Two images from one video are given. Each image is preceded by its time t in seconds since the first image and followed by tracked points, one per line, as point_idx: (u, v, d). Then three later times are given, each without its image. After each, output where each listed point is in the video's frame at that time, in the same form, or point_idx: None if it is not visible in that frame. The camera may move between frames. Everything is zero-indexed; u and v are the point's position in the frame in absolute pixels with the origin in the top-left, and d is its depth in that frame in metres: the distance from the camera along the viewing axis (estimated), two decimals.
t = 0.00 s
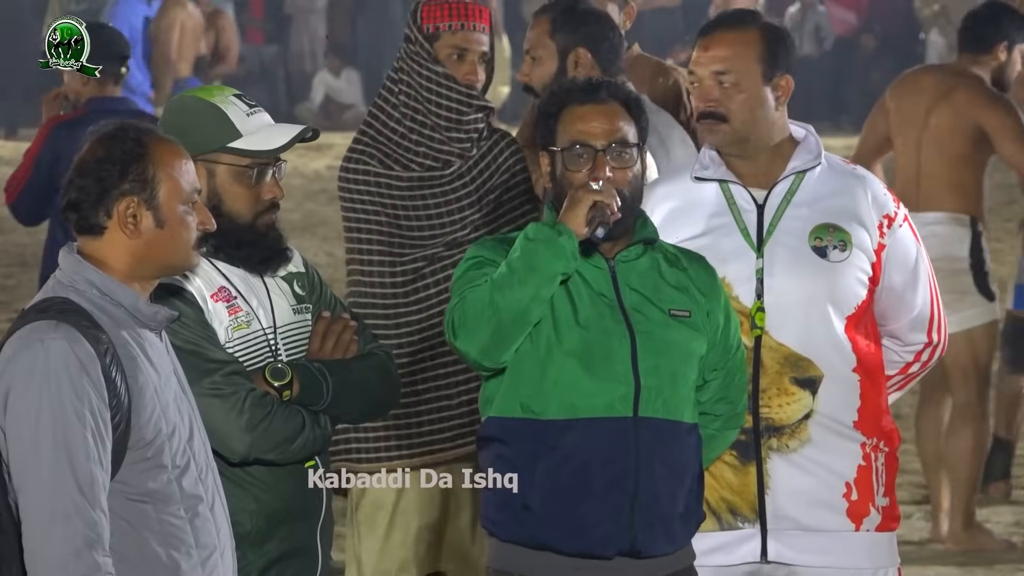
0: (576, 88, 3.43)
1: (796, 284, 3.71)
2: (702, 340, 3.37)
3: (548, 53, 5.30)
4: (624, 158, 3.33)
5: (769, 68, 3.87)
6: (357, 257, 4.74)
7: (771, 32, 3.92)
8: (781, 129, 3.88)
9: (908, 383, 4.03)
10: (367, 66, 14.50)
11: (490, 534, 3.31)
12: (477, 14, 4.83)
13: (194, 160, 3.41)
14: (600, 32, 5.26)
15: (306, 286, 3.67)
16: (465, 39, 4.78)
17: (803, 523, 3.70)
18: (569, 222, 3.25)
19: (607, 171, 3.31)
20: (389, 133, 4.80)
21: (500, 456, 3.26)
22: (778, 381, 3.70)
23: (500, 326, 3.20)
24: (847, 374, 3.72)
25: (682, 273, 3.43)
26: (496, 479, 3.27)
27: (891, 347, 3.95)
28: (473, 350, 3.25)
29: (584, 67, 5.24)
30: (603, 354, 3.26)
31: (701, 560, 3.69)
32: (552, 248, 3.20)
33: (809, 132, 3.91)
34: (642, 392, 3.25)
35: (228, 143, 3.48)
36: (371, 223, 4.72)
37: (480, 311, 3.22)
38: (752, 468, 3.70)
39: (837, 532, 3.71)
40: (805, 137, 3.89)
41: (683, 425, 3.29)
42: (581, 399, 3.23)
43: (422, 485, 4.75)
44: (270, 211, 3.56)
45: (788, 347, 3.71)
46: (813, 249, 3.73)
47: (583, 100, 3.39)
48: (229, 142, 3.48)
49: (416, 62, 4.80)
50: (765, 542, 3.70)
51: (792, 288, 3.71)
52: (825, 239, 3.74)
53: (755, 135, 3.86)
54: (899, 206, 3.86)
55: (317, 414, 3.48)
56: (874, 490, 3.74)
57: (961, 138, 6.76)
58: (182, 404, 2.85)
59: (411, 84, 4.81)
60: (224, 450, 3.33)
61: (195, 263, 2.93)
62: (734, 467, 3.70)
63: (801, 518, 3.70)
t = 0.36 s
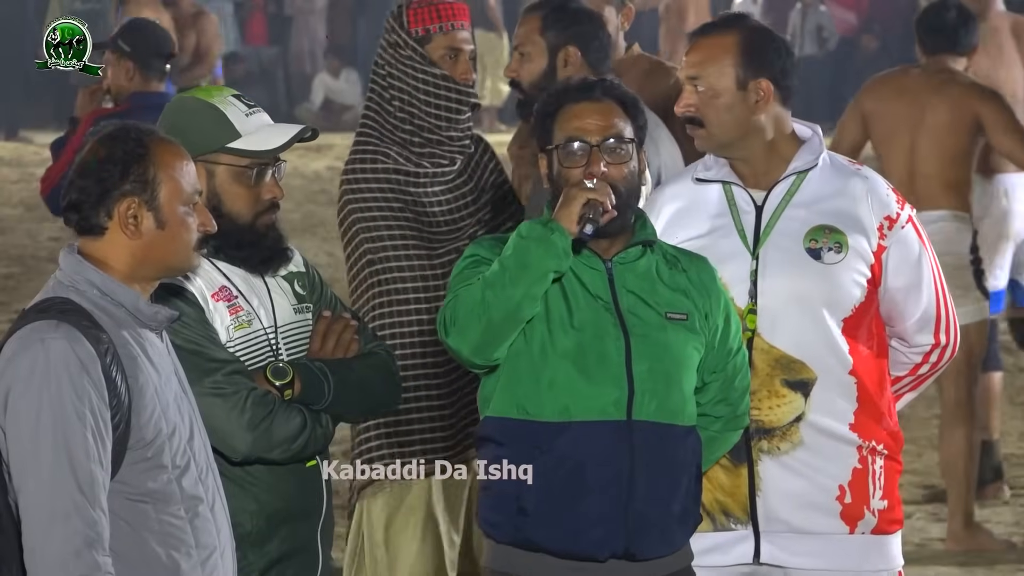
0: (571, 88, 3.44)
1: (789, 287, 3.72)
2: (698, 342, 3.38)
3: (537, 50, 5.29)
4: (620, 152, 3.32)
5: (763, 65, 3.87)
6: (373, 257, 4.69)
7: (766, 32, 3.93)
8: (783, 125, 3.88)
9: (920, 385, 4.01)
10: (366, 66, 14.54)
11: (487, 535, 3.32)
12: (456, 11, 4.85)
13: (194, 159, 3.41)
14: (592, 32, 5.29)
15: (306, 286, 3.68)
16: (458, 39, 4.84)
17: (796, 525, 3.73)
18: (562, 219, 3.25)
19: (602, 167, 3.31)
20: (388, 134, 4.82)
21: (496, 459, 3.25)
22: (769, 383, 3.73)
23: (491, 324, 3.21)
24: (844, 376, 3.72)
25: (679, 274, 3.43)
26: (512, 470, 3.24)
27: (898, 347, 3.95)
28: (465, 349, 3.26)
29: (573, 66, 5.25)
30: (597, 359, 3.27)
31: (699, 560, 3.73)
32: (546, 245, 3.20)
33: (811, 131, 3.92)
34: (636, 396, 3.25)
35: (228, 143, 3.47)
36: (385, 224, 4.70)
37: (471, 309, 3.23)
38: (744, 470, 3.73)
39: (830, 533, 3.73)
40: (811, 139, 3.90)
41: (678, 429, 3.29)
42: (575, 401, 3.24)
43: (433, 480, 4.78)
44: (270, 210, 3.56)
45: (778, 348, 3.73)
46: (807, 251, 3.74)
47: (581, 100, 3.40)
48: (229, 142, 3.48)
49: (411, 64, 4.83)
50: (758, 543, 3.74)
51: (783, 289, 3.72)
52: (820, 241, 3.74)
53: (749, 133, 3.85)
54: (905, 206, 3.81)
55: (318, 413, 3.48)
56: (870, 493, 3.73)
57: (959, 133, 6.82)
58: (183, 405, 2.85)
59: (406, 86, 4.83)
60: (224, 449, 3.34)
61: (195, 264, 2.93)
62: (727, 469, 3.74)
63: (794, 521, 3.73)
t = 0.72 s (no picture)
0: (571, 88, 3.44)
1: (774, 289, 3.75)
2: (695, 342, 3.38)
3: (536, 47, 5.27)
4: (617, 151, 3.32)
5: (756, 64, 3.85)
6: (365, 264, 4.70)
7: (764, 32, 3.94)
8: (780, 125, 3.87)
9: (924, 385, 3.97)
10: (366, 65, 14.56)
11: (484, 535, 3.33)
12: (403, 12, 4.81)
13: (194, 159, 3.41)
14: (589, 29, 5.29)
15: (306, 285, 3.69)
16: (409, 40, 4.80)
17: (780, 527, 3.78)
18: (558, 219, 3.24)
19: (599, 168, 3.31)
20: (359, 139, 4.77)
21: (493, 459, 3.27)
22: (753, 386, 3.77)
23: (486, 323, 3.22)
24: (832, 379, 3.74)
25: (676, 274, 3.43)
26: (522, 463, 3.24)
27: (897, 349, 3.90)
28: (461, 346, 3.27)
29: (573, 63, 5.25)
30: (592, 360, 3.28)
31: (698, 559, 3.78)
32: (542, 245, 3.19)
33: (808, 127, 3.91)
34: (631, 398, 3.26)
35: (227, 143, 3.48)
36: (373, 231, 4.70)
37: (468, 307, 3.24)
38: (729, 471, 3.78)
39: (816, 535, 3.77)
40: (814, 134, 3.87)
41: (672, 429, 3.28)
42: (570, 401, 3.25)
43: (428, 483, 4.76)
44: (269, 210, 3.57)
45: (761, 349, 3.77)
46: (793, 253, 3.75)
47: (580, 99, 3.40)
48: (228, 142, 3.48)
49: (371, 71, 4.77)
50: (744, 544, 3.79)
51: (767, 290, 3.75)
52: (808, 243, 3.75)
53: (741, 132, 3.85)
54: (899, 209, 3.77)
55: (317, 413, 3.49)
56: (858, 496, 3.76)
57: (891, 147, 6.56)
58: (183, 405, 2.86)
59: (370, 92, 4.78)
60: (223, 448, 3.34)
61: (196, 263, 2.93)
62: (712, 470, 3.79)
63: (778, 523, 3.78)
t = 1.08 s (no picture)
0: (571, 88, 3.43)
1: (764, 289, 3.77)
2: (695, 343, 3.38)
3: (547, 45, 5.28)
4: (617, 153, 3.32)
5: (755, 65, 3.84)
6: (354, 270, 4.73)
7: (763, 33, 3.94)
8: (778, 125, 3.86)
9: (922, 387, 3.93)
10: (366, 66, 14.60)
11: (481, 536, 3.33)
12: (365, 12, 4.80)
13: (195, 160, 3.41)
14: (599, 28, 5.31)
15: (305, 286, 3.68)
16: (375, 40, 4.80)
17: (768, 528, 3.79)
18: (559, 221, 3.23)
19: (600, 167, 3.31)
20: (337, 147, 4.76)
21: (492, 459, 3.29)
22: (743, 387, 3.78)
23: (488, 325, 3.22)
24: (824, 381, 3.75)
25: (676, 275, 3.42)
26: (534, 440, 3.25)
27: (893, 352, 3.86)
28: (461, 350, 3.27)
29: (583, 62, 5.27)
30: (591, 362, 3.28)
31: (699, 560, 3.81)
32: (543, 248, 3.20)
33: (809, 126, 3.90)
34: (631, 401, 3.26)
35: (225, 144, 3.47)
36: (359, 241, 4.73)
37: (469, 310, 3.24)
38: (718, 471, 3.79)
39: (805, 537, 3.78)
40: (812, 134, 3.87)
41: (672, 430, 3.28)
42: (571, 404, 3.26)
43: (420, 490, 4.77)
44: (268, 211, 3.56)
45: (753, 352, 3.78)
46: (785, 254, 3.76)
47: (581, 100, 3.40)
48: (224, 142, 3.48)
49: (343, 76, 4.76)
50: (733, 545, 3.81)
51: (756, 291, 3.77)
52: (799, 245, 3.76)
53: (738, 132, 3.84)
54: (897, 211, 3.75)
55: (316, 414, 3.48)
56: (848, 498, 3.77)
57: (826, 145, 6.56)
58: (183, 405, 2.85)
59: (343, 98, 4.77)
60: (222, 449, 3.34)
61: (196, 264, 2.93)
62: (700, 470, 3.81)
63: (768, 524, 3.79)
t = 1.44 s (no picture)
0: (566, 87, 3.43)
1: (764, 288, 3.76)
2: (695, 342, 3.38)
3: (559, 44, 5.28)
4: (612, 147, 3.31)
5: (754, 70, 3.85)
6: (360, 272, 4.69)
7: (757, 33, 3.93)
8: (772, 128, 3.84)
9: (912, 387, 4.00)
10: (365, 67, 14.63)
11: (480, 536, 3.32)
12: (349, 10, 4.78)
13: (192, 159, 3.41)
14: (609, 28, 5.32)
15: (302, 286, 3.68)
16: (363, 37, 4.79)
17: (772, 529, 3.76)
18: (553, 219, 3.26)
19: (596, 161, 3.30)
20: (334, 147, 4.70)
21: (490, 459, 3.30)
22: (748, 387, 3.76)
23: (483, 325, 3.23)
24: (827, 380, 3.74)
25: (676, 274, 3.43)
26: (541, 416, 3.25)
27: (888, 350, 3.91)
28: (456, 349, 3.27)
29: (594, 62, 5.27)
30: (592, 361, 3.28)
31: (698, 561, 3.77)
32: (539, 248, 3.21)
33: (798, 126, 3.88)
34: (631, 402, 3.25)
35: (222, 144, 3.48)
36: (361, 243, 4.69)
37: (463, 310, 3.26)
38: (722, 472, 3.77)
39: (809, 537, 3.76)
40: (801, 133, 3.86)
41: (672, 429, 3.28)
42: (572, 402, 3.25)
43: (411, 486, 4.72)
44: (264, 211, 3.55)
45: (759, 352, 3.76)
46: (787, 254, 3.75)
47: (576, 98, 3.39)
48: (222, 142, 3.48)
49: (338, 76, 4.72)
50: (737, 546, 3.78)
51: (757, 291, 3.76)
52: (802, 244, 3.75)
53: (740, 135, 3.82)
54: (895, 209, 3.78)
55: (315, 414, 3.48)
56: (852, 497, 3.76)
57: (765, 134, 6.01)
58: (183, 406, 2.85)
59: (338, 99, 4.73)
60: (221, 450, 3.34)
61: (195, 264, 2.93)
62: (704, 472, 3.78)
63: (773, 525, 3.76)
